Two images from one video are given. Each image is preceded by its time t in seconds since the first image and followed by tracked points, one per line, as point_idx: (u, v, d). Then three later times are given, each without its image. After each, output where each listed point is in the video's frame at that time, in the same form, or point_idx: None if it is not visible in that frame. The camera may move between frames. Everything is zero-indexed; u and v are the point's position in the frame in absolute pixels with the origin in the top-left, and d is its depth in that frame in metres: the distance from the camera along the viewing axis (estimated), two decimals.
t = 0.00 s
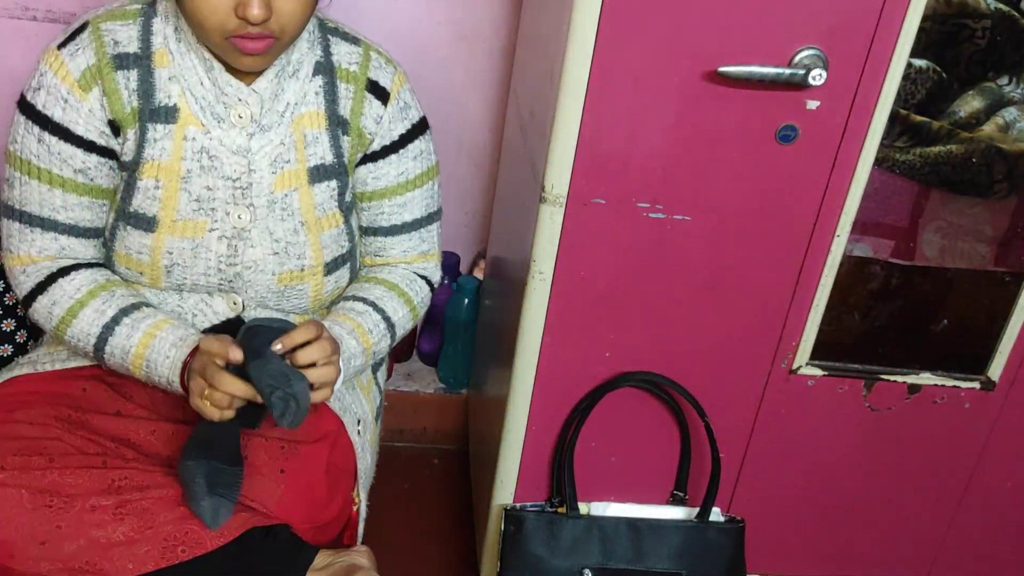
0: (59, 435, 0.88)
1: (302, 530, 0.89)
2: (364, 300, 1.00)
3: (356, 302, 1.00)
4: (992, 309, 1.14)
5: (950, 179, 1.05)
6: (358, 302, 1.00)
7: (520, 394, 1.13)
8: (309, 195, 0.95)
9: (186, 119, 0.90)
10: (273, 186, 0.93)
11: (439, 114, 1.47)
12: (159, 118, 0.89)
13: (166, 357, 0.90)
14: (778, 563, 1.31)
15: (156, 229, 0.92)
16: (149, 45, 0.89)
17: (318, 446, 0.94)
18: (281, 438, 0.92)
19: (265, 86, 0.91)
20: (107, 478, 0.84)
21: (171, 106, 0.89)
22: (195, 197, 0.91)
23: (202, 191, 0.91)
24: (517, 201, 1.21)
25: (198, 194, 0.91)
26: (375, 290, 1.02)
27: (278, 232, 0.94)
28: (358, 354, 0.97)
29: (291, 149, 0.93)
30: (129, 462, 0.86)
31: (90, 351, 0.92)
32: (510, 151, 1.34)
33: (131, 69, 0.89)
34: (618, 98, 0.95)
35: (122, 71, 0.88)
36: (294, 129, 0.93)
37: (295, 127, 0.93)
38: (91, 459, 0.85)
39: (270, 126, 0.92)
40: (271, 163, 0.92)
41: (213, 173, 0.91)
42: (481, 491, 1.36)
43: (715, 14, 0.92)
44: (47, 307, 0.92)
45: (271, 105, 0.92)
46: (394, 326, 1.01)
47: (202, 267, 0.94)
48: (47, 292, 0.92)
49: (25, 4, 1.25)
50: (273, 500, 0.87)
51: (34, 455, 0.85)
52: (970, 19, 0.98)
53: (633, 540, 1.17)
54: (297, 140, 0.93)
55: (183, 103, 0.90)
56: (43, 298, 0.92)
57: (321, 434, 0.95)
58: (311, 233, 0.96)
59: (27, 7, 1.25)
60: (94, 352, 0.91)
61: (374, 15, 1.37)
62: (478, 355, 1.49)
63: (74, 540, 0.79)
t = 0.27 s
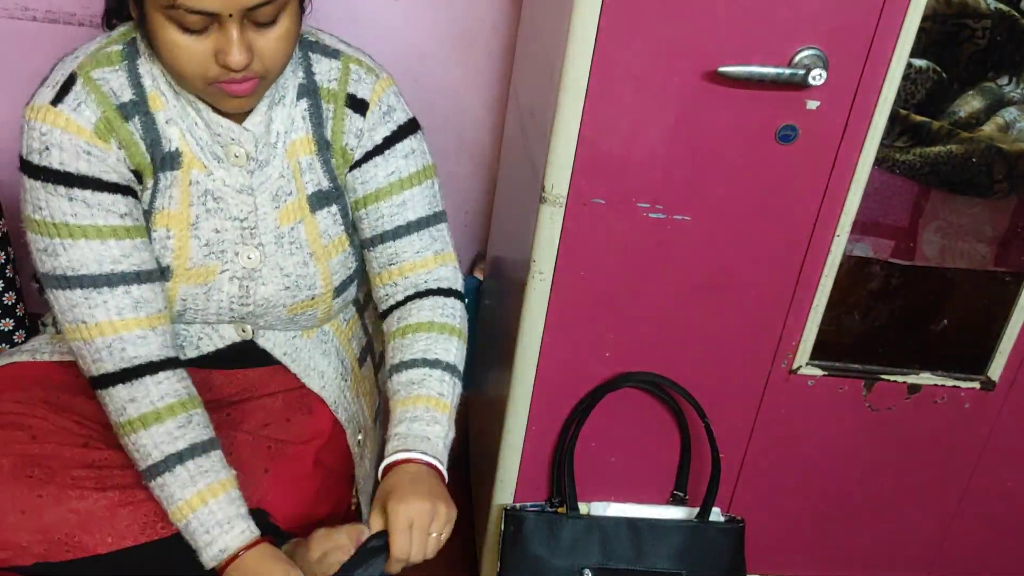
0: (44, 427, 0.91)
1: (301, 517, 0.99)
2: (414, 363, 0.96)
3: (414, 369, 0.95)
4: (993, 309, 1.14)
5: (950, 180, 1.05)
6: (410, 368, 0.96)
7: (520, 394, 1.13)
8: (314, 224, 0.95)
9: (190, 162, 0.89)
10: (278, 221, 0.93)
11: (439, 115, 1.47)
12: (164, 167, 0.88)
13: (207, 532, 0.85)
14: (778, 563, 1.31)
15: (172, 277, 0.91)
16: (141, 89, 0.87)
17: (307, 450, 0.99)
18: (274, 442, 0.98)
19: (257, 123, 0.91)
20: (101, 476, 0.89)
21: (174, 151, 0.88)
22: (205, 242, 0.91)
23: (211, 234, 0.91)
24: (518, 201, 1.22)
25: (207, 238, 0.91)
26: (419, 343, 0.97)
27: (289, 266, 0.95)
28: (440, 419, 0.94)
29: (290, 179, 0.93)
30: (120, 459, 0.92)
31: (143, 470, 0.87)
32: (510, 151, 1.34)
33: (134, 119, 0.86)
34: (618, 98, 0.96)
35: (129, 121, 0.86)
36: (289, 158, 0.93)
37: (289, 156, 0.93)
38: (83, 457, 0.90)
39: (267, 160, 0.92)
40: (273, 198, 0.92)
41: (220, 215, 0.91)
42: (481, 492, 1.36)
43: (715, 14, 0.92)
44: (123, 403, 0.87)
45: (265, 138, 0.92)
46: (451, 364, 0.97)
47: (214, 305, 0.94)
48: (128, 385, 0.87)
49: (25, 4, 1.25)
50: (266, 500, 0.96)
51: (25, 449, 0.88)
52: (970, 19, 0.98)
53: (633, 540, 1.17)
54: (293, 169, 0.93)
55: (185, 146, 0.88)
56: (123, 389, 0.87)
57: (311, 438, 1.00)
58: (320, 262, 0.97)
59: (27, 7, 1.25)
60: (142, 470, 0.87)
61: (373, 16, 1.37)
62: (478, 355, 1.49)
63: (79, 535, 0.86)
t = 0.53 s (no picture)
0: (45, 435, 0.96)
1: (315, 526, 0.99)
2: (399, 408, 1.01)
3: (401, 416, 1.01)
4: (993, 308, 1.14)
5: (950, 180, 1.05)
6: (394, 414, 1.01)
7: (520, 394, 1.13)
8: (319, 260, 0.95)
9: (191, 201, 0.89)
10: (283, 259, 0.93)
11: (439, 116, 1.47)
12: (164, 205, 0.88)
13: (218, 567, 0.89)
14: (778, 563, 1.31)
15: (173, 313, 0.92)
16: (141, 124, 0.86)
17: (318, 456, 1.00)
18: (285, 450, 0.99)
19: (262, 164, 0.89)
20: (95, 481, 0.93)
21: (174, 189, 0.88)
22: (207, 279, 0.91)
23: (213, 271, 0.91)
24: (517, 201, 1.22)
25: (209, 275, 0.91)
26: (405, 389, 1.02)
27: (293, 302, 0.95)
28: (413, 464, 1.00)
29: (296, 218, 0.92)
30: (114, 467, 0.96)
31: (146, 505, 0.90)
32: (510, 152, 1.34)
33: (133, 155, 0.86)
34: (618, 98, 0.96)
35: (129, 157, 0.86)
36: (296, 197, 0.92)
37: (295, 195, 0.92)
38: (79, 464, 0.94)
39: (273, 200, 0.91)
40: (278, 236, 0.92)
41: (223, 253, 0.90)
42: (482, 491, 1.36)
43: (715, 14, 0.92)
44: (128, 440, 0.89)
45: (270, 178, 0.90)
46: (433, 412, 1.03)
47: (216, 340, 0.95)
48: (131, 423, 0.89)
49: (25, 4, 1.25)
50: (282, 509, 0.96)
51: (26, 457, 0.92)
52: (970, 19, 0.98)
53: (633, 540, 1.17)
54: (300, 207, 0.92)
55: (186, 183, 0.88)
56: (126, 426, 0.89)
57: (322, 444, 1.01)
58: (324, 295, 0.97)
59: (27, 7, 1.25)
60: (144, 505, 0.90)
61: (373, 16, 1.37)
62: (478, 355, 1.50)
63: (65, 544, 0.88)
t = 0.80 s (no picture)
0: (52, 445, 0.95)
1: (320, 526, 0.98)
2: (444, 434, 0.99)
3: (446, 443, 0.99)
4: (993, 308, 1.14)
5: (950, 180, 1.05)
6: (437, 441, 0.99)
7: (519, 394, 1.13)
8: (302, 268, 0.94)
9: (173, 197, 0.89)
10: (264, 263, 0.92)
11: (439, 116, 1.47)
12: (143, 198, 0.88)
13: (171, 508, 0.88)
14: (778, 563, 1.31)
15: (145, 305, 0.92)
16: (132, 117, 0.87)
17: (317, 456, 0.99)
18: (282, 452, 0.98)
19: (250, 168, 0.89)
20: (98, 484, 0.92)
21: (157, 184, 0.88)
22: (184, 276, 0.90)
23: (190, 270, 0.90)
24: (517, 201, 1.22)
25: (186, 273, 0.90)
26: (442, 414, 1.00)
27: (272, 307, 0.93)
28: (464, 489, 0.98)
29: (281, 225, 0.92)
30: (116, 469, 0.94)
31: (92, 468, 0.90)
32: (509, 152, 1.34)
33: (116, 145, 0.87)
34: (618, 98, 0.95)
35: (109, 147, 0.86)
36: (282, 203, 0.92)
37: (283, 201, 0.92)
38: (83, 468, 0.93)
39: (257, 204, 0.90)
40: (259, 241, 0.91)
41: (201, 253, 0.90)
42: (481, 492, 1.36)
43: (715, 14, 0.92)
44: (59, 409, 0.90)
45: (257, 182, 0.90)
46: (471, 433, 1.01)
47: (194, 339, 0.94)
48: (60, 393, 0.90)
49: (25, 4, 1.25)
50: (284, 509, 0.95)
51: (34, 464, 0.92)
52: (970, 19, 0.97)
53: (634, 540, 1.17)
54: (286, 214, 0.92)
55: (169, 179, 0.88)
56: (56, 397, 0.90)
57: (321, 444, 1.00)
58: (305, 304, 0.96)
59: (27, 7, 1.25)
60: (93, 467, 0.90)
61: (372, 15, 1.37)
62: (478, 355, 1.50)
63: (64, 548, 0.85)
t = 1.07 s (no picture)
0: (24, 467, 0.92)
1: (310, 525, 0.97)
2: (444, 415, 1.02)
3: (446, 422, 1.02)
4: (993, 308, 1.14)
5: (950, 180, 1.05)
6: (438, 420, 1.02)
7: (519, 394, 1.13)
8: (304, 267, 0.93)
9: (176, 195, 0.87)
10: (266, 261, 0.91)
11: (439, 117, 1.47)
12: (146, 196, 0.87)
13: (164, 510, 0.88)
14: (777, 563, 1.31)
15: (145, 302, 0.91)
16: (136, 115, 0.85)
17: (307, 454, 0.98)
18: (272, 451, 0.97)
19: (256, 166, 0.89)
20: (71, 508, 0.89)
21: (159, 182, 0.87)
22: (185, 273, 0.90)
23: (192, 267, 0.89)
24: (517, 201, 1.22)
25: (187, 270, 0.89)
26: (443, 395, 1.02)
27: (273, 305, 0.93)
28: (466, 464, 1.01)
29: (284, 222, 0.91)
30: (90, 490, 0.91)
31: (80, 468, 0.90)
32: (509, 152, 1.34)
33: (119, 143, 0.85)
34: (618, 98, 0.96)
35: (111, 146, 0.85)
36: (287, 201, 0.91)
37: (287, 199, 0.91)
38: (57, 489, 0.90)
39: (262, 201, 0.90)
40: (263, 237, 0.91)
41: (204, 250, 0.89)
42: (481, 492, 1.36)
43: (715, 14, 0.92)
44: (51, 410, 0.90)
45: (264, 179, 0.89)
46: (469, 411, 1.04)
47: (194, 337, 0.94)
48: (52, 393, 0.90)
49: (25, 5, 1.25)
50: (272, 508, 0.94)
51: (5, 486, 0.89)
52: (970, 19, 0.98)
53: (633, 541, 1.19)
54: (290, 212, 0.91)
55: (173, 177, 0.87)
56: (47, 396, 0.90)
57: (312, 441, 0.99)
58: (305, 301, 0.95)
59: (27, 7, 1.25)
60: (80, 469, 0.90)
61: (373, 14, 1.37)
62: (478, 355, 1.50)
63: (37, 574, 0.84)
